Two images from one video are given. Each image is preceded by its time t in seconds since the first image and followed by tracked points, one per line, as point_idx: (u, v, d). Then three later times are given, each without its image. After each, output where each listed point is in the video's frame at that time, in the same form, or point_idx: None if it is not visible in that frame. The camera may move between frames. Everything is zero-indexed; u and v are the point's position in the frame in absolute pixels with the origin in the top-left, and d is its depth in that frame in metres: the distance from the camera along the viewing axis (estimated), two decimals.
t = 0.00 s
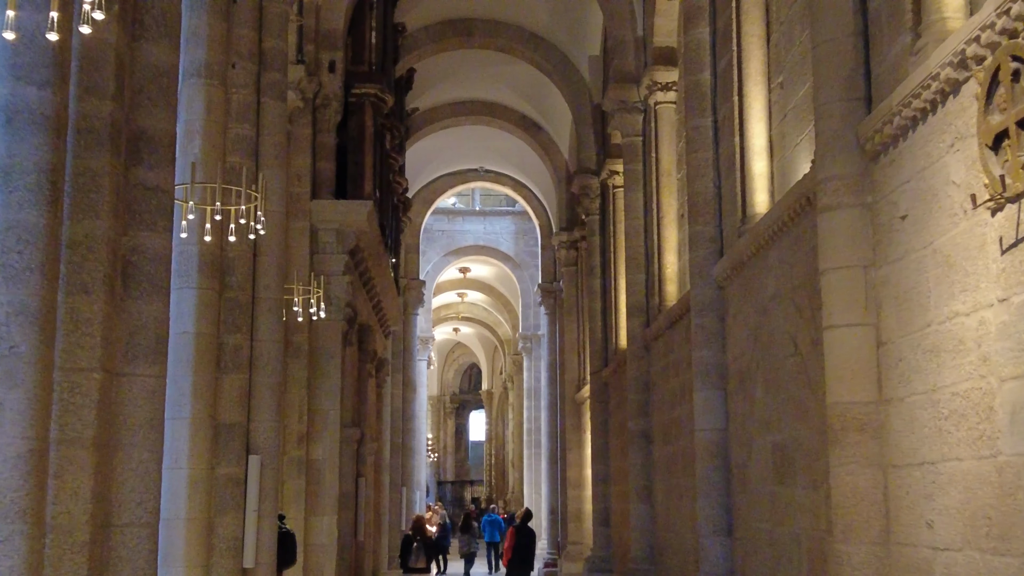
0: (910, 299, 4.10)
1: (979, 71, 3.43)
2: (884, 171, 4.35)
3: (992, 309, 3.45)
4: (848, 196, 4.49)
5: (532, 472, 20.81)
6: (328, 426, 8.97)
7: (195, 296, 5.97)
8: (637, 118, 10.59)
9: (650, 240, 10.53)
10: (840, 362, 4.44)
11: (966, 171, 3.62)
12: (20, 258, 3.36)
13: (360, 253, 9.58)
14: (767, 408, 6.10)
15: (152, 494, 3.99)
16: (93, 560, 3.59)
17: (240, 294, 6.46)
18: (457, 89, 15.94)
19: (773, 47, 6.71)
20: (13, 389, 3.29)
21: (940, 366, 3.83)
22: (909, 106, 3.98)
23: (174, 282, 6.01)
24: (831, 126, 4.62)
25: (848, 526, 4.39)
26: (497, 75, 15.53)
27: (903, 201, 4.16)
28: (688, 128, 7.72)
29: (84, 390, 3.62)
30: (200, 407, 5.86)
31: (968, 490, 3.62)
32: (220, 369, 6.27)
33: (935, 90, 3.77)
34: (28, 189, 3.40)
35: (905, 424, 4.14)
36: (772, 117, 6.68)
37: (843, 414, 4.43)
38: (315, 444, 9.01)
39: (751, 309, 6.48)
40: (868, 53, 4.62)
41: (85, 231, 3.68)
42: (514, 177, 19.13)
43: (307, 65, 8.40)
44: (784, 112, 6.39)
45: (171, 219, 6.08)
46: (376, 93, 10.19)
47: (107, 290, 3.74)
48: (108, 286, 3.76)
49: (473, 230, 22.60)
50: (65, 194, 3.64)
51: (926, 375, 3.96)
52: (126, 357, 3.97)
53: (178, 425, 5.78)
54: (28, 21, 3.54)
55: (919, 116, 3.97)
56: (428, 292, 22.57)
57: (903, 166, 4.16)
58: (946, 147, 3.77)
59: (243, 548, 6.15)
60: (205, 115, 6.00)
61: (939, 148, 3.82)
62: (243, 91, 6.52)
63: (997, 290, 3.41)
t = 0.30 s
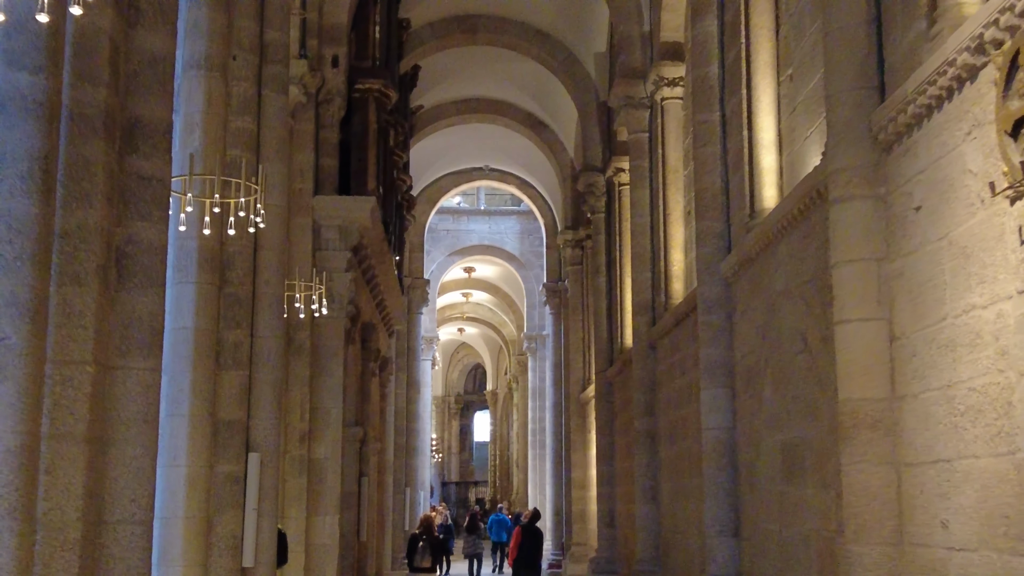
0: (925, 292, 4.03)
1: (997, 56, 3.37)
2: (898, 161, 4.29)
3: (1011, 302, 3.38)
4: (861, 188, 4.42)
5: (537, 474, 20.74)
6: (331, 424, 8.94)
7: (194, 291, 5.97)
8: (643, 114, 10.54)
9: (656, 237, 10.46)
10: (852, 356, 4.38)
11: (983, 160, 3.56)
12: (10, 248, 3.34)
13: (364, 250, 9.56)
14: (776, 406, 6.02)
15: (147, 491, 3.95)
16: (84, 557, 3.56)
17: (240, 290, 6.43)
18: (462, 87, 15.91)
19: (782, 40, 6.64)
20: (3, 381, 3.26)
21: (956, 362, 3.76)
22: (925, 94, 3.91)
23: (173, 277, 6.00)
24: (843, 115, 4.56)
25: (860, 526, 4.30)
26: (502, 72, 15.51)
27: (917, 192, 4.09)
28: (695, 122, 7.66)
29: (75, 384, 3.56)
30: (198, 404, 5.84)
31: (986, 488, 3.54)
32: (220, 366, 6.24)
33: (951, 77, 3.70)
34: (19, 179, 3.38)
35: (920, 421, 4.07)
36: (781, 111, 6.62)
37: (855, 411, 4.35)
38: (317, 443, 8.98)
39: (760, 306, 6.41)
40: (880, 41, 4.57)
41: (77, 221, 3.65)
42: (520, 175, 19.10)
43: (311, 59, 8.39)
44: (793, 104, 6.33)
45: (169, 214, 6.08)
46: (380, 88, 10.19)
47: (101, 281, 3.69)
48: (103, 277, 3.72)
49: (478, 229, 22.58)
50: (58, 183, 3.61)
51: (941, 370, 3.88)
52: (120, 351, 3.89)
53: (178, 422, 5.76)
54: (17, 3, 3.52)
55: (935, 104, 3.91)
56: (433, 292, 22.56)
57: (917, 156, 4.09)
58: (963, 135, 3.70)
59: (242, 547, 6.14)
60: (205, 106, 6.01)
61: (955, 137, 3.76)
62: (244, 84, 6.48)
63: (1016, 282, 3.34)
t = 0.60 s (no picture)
0: (943, 285, 3.96)
1: None
2: (914, 150, 4.21)
3: None
4: (877, 178, 4.34)
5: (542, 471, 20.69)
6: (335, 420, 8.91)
7: (194, 284, 5.90)
8: (650, 107, 10.48)
9: (663, 231, 10.38)
10: (867, 350, 4.31)
11: (1006, 147, 3.49)
12: None
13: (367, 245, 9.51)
14: (787, 402, 5.94)
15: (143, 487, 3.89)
16: (75, 556, 3.51)
17: (240, 284, 6.37)
18: (467, 80, 15.83)
19: (793, 29, 6.55)
20: None
21: (976, 356, 3.68)
22: (944, 80, 3.82)
23: (171, 270, 5.93)
24: (858, 103, 4.47)
25: (874, 526, 4.24)
26: (507, 66, 15.43)
27: (936, 182, 4.01)
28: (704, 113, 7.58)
29: (67, 379, 3.50)
30: (197, 401, 5.80)
31: (1009, 487, 3.47)
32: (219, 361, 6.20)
33: (971, 62, 3.62)
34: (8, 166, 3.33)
35: (938, 418, 4.00)
36: (792, 101, 6.52)
37: (870, 408, 4.28)
38: (319, 439, 8.96)
39: (770, 300, 6.33)
40: (897, 26, 4.47)
41: (67, 211, 3.55)
42: (524, 170, 19.02)
43: (313, 51, 8.36)
44: (805, 94, 6.24)
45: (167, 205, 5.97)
46: (383, 81, 10.18)
47: (94, 273, 3.62)
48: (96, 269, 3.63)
49: (483, 225, 22.50)
50: (48, 172, 3.53)
51: (960, 364, 3.81)
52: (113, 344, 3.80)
53: (175, 417, 5.75)
54: None
55: (955, 91, 3.82)
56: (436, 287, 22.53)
57: (934, 144, 4.02)
58: (985, 122, 3.63)
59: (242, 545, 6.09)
60: (203, 97, 5.97)
61: (976, 124, 3.68)
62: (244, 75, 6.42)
63: None
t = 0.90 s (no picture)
0: (955, 275, 3.89)
1: None
2: (925, 135, 4.15)
3: None
4: (886, 165, 4.28)
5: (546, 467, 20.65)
6: (336, 414, 8.88)
7: (190, 276, 5.87)
8: (654, 98, 10.40)
9: (668, 224, 10.31)
10: (877, 342, 4.25)
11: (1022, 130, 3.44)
12: None
13: (366, 238, 9.47)
14: (793, 394, 5.88)
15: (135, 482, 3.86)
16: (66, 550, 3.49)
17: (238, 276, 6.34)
18: (470, 73, 15.76)
19: (801, 16, 6.46)
20: None
21: (991, 346, 3.62)
22: (956, 61, 3.77)
23: (167, 261, 5.89)
24: (865, 86, 4.41)
25: (886, 521, 4.17)
26: (510, 59, 15.36)
27: (947, 168, 3.95)
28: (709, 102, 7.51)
29: (53, 370, 3.49)
30: (193, 395, 5.81)
31: None
32: (216, 355, 6.17)
33: (987, 42, 3.58)
34: None
35: (950, 410, 3.94)
36: (799, 90, 6.44)
37: (880, 400, 4.22)
38: (320, 435, 8.93)
39: (777, 292, 6.25)
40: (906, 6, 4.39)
41: (54, 196, 3.55)
42: (528, 165, 18.95)
43: (313, 42, 8.32)
44: (812, 81, 6.17)
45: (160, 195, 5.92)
46: (383, 72, 10.15)
47: (82, 262, 3.61)
48: (84, 258, 3.62)
49: (486, 220, 22.42)
50: (37, 156, 3.52)
51: (973, 354, 3.75)
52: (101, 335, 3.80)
53: (171, 411, 5.76)
54: None
55: (967, 72, 3.77)
56: (439, 283, 22.51)
57: (945, 128, 3.96)
58: (999, 104, 3.58)
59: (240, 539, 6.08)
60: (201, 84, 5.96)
61: (990, 106, 3.62)
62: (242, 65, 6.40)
63: None
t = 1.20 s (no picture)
0: (963, 261, 3.82)
1: None
2: (931, 117, 4.09)
3: None
4: (893, 149, 4.22)
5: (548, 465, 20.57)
6: (334, 410, 8.85)
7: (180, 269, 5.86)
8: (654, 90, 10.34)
9: (669, 217, 10.24)
10: (882, 330, 4.19)
11: None
12: None
13: (365, 232, 9.43)
14: (797, 386, 5.81)
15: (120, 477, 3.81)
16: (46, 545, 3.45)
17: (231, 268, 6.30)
18: (470, 68, 15.71)
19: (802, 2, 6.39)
20: None
21: (1001, 333, 3.55)
22: (963, 40, 3.70)
23: (157, 254, 5.87)
24: (867, 68, 4.34)
25: (893, 515, 4.10)
26: (510, 53, 15.31)
27: (955, 150, 3.88)
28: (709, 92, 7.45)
29: (33, 361, 3.45)
30: (184, 389, 5.79)
31: None
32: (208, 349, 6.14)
33: (994, 18, 3.50)
34: None
35: (959, 400, 3.86)
36: (801, 77, 6.36)
37: (886, 390, 4.16)
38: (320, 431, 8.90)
39: (780, 282, 6.18)
40: None
41: (34, 182, 3.51)
42: (529, 160, 18.90)
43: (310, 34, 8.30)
44: (814, 68, 6.10)
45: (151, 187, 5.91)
46: (382, 64, 10.13)
47: (62, 251, 3.58)
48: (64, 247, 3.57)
49: (488, 216, 22.38)
50: (15, 142, 3.48)
51: (982, 340, 3.68)
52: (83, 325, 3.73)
53: (164, 406, 5.74)
54: None
55: (973, 51, 3.70)
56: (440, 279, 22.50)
57: (952, 109, 3.89)
58: (1007, 83, 3.50)
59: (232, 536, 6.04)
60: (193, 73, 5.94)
61: (998, 85, 3.55)
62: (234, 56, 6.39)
63: None
